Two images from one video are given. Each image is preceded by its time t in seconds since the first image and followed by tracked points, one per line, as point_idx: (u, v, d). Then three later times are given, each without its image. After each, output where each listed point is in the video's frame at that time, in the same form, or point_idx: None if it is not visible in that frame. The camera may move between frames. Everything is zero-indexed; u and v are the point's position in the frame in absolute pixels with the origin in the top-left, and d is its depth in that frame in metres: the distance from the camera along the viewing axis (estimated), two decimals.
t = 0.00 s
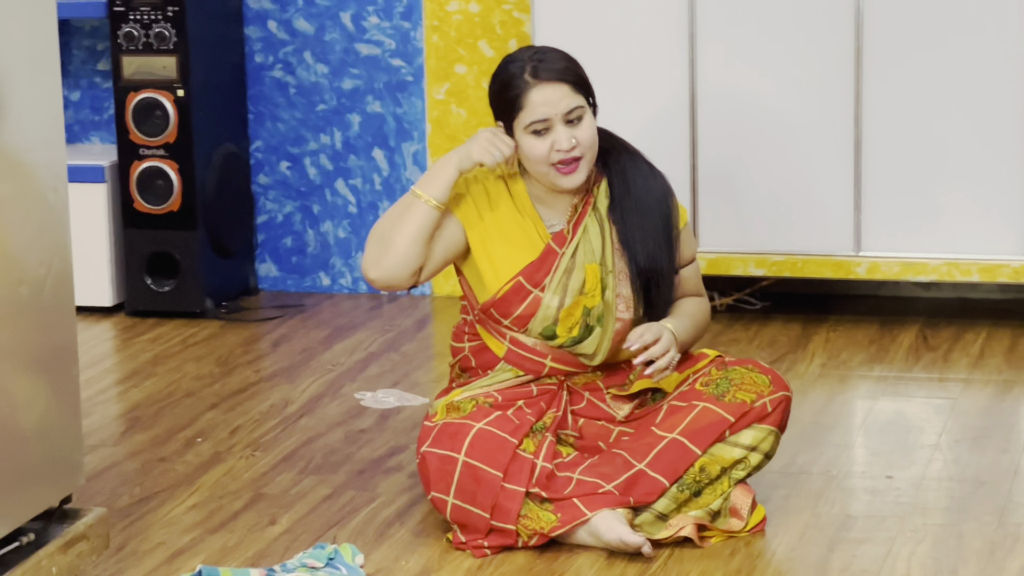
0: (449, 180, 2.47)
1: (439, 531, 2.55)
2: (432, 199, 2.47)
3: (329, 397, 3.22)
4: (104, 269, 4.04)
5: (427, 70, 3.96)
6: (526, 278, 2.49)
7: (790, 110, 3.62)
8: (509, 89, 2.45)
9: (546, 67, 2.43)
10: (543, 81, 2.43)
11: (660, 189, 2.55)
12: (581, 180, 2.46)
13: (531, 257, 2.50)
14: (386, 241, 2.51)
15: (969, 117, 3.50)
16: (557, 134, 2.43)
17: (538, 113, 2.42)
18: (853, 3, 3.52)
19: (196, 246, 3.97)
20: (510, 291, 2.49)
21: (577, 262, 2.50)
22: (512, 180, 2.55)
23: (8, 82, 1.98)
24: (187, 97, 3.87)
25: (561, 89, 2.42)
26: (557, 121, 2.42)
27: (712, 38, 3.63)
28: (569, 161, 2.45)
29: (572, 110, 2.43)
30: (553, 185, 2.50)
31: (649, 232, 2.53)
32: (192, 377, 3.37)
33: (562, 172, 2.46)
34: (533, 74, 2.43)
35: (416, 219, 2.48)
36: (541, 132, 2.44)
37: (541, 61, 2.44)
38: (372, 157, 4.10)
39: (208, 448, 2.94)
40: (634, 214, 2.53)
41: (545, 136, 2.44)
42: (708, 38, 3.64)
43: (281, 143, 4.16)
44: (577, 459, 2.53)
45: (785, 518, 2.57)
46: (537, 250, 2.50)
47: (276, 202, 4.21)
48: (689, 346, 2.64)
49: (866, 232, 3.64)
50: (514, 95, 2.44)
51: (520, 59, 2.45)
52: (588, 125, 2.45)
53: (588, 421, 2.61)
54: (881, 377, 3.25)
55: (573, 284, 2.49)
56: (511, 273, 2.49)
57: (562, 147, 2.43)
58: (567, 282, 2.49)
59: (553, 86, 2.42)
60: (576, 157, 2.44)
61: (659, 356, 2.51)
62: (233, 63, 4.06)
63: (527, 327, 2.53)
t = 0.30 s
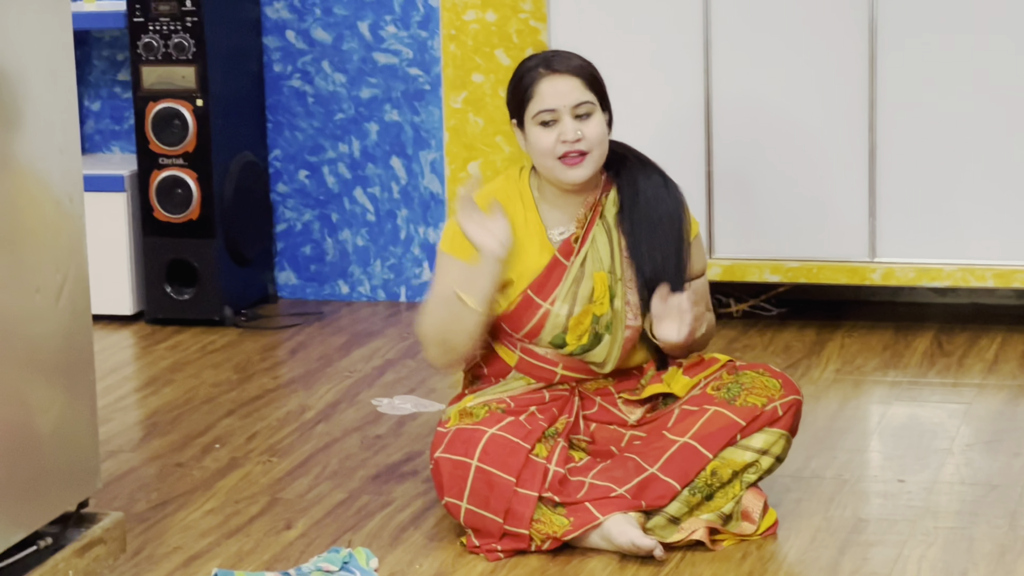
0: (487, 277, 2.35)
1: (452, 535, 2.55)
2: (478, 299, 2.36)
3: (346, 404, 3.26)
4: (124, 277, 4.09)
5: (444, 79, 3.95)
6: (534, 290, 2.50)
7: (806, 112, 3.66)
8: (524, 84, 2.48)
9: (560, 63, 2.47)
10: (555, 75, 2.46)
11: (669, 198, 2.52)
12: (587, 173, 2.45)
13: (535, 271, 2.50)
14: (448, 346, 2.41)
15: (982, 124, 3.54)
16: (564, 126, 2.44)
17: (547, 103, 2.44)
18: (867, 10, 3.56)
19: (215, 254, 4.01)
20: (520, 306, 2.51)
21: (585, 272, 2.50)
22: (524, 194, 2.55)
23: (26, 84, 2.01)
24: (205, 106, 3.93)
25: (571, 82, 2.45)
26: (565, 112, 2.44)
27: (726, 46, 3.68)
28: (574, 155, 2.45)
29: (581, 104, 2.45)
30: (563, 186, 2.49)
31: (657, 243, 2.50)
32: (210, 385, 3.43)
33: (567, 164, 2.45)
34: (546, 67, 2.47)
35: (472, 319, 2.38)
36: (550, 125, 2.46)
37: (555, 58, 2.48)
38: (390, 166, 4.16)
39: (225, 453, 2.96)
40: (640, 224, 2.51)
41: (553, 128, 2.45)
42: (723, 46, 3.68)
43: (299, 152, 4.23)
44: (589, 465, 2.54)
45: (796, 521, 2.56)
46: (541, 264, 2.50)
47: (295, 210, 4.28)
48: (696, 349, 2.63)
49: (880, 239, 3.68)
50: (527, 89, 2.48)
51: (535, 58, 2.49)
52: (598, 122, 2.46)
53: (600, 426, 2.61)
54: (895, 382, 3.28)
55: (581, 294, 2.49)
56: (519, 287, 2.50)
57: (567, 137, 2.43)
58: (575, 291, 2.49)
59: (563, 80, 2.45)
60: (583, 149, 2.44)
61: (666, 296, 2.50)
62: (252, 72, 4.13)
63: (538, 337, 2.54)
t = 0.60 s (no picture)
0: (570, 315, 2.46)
1: (455, 536, 2.56)
2: (551, 333, 2.47)
3: (350, 408, 3.27)
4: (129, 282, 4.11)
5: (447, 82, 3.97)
6: (538, 293, 2.52)
7: (807, 109, 3.68)
8: (521, 84, 2.50)
9: (558, 63, 2.49)
10: (552, 74, 2.48)
11: (667, 199, 2.54)
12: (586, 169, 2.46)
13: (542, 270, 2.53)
14: (493, 366, 2.51)
15: (982, 126, 3.56)
16: (562, 123, 2.46)
17: (545, 101, 2.46)
18: (868, 11, 3.58)
19: (219, 259, 4.03)
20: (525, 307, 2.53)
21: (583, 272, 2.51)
22: (527, 194, 2.57)
23: (28, 89, 2.03)
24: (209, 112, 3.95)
25: (568, 82, 2.47)
26: (563, 110, 2.45)
27: (726, 48, 3.69)
28: (573, 152, 2.46)
29: (579, 102, 2.46)
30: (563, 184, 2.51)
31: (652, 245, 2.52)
32: (215, 389, 3.44)
33: (567, 161, 2.46)
34: (543, 67, 2.49)
35: (532, 348, 2.49)
36: (548, 123, 2.47)
37: (554, 59, 2.50)
38: (393, 170, 4.18)
39: (230, 457, 2.98)
40: (637, 221, 2.52)
41: (552, 126, 2.47)
42: (724, 50, 3.70)
43: (303, 157, 4.25)
44: (591, 466, 2.52)
45: (797, 520, 2.57)
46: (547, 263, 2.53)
47: (299, 216, 4.30)
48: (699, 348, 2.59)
49: (881, 240, 3.70)
50: (525, 89, 2.50)
51: (533, 59, 2.51)
52: (598, 119, 2.47)
53: (603, 428, 2.60)
54: (897, 383, 3.29)
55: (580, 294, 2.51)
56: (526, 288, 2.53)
57: (565, 135, 2.45)
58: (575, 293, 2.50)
59: (560, 79, 2.47)
60: (581, 146, 2.45)
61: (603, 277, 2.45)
62: (255, 79, 4.15)
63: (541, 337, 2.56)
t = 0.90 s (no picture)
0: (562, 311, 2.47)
1: (450, 538, 2.57)
2: (544, 330, 2.48)
3: (345, 410, 3.28)
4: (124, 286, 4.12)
5: (440, 86, 3.97)
6: (530, 294, 2.53)
7: (800, 107, 3.69)
8: (523, 86, 2.50)
9: (561, 67, 2.48)
10: (556, 79, 2.47)
11: (663, 207, 2.54)
12: (583, 178, 2.46)
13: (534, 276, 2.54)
14: (486, 365, 2.51)
15: (975, 126, 3.58)
16: (562, 130, 2.46)
17: (546, 107, 2.46)
18: (859, 12, 3.59)
19: (214, 262, 4.04)
20: (517, 309, 2.54)
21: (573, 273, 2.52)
22: (521, 197, 2.58)
23: (20, 95, 2.03)
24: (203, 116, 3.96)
25: (571, 88, 2.46)
26: (564, 117, 2.45)
27: (719, 51, 3.71)
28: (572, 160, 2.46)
29: (580, 109, 2.46)
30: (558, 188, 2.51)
31: (647, 253, 2.53)
32: (210, 393, 3.45)
33: (564, 168, 2.47)
34: (546, 71, 2.48)
35: (524, 347, 2.50)
36: (549, 128, 2.47)
37: (557, 62, 2.49)
38: (387, 174, 4.20)
39: (225, 460, 2.99)
40: (632, 228, 2.53)
41: (552, 131, 2.47)
42: (717, 53, 3.71)
43: (298, 161, 4.27)
44: (585, 468, 2.52)
45: (791, 520, 2.58)
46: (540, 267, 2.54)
47: (293, 219, 4.31)
48: (690, 354, 2.60)
49: (874, 240, 3.71)
50: (526, 91, 2.49)
51: (536, 61, 2.51)
52: (597, 127, 2.47)
53: (596, 429, 2.61)
54: (891, 383, 3.30)
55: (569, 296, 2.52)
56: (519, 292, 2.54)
57: (565, 142, 2.45)
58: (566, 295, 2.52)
59: (563, 85, 2.46)
60: (580, 155, 2.45)
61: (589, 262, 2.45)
62: (249, 83, 4.16)
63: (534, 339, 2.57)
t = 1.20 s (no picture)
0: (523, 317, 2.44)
1: (439, 539, 2.57)
2: (511, 334, 2.47)
3: (334, 412, 3.28)
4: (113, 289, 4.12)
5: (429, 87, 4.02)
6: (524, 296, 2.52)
7: (789, 109, 3.69)
8: (518, 97, 2.49)
9: (555, 78, 2.47)
10: (550, 91, 2.46)
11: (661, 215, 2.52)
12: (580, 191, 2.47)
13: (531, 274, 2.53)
14: (476, 364, 2.54)
15: (963, 128, 3.58)
16: (558, 142, 2.45)
17: (541, 120, 2.45)
18: (848, 14, 3.60)
19: (203, 264, 4.04)
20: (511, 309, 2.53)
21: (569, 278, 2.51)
22: (518, 196, 2.57)
23: (7, 98, 2.03)
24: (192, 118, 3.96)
25: (565, 99, 2.46)
26: (559, 130, 2.44)
27: (708, 53, 3.71)
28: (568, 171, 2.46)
29: (576, 121, 2.45)
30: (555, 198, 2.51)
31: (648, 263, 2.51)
32: (199, 395, 3.45)
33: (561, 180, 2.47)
34: (541, 82, 2.47)
35: (504, 348, 2.50)
36: (545, 139, 2.47)
37: (551, 72, 2.48)
38: (376, 176, 4.20)
39: (214, 462, 2.99)
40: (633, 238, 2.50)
41: (548, 143, 2.47)
42: (705, 55, 3.72)
43: (286, 163, 4.27)
44: (574, 468, 2.53)
45: (780, 520, 2.58)
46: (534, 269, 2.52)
47: (282, 221, 4.31)
48: (676, 352, 2.61)
49: (862, 242, 3.72)
50: (522, 102, 2.48)
51: (531, 70, 2.49)
52: (593, 137, 2.47)
53: (585, 429, 2.62)
54: (879, 384, 3.31)
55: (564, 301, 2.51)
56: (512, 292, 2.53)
57: (561, 155, 2.45)
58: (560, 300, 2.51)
59: (558, 96, 2.46)
60: (576, 168, 2.45)
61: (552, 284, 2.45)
62: (237, 85, 4.16)
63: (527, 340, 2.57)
